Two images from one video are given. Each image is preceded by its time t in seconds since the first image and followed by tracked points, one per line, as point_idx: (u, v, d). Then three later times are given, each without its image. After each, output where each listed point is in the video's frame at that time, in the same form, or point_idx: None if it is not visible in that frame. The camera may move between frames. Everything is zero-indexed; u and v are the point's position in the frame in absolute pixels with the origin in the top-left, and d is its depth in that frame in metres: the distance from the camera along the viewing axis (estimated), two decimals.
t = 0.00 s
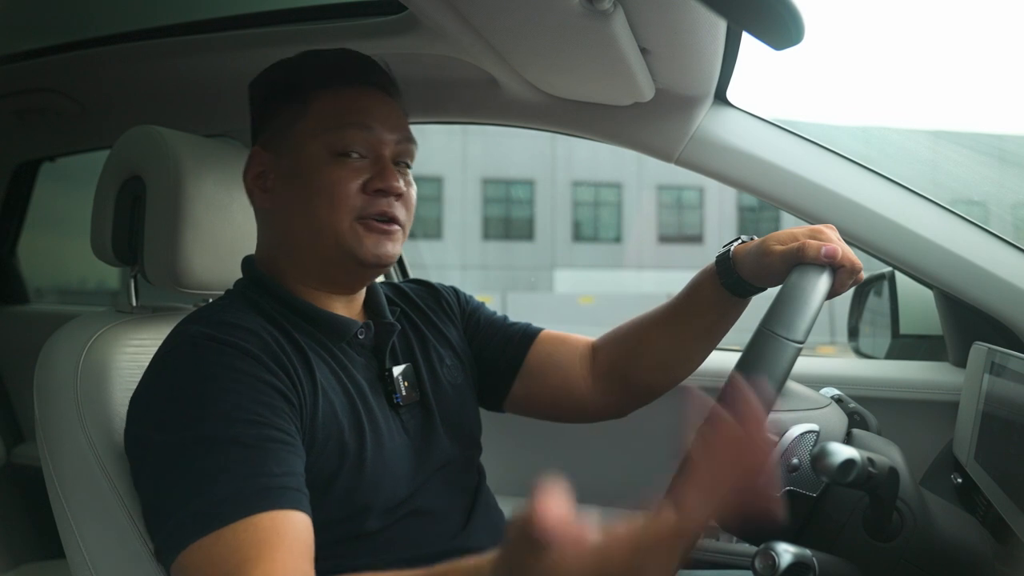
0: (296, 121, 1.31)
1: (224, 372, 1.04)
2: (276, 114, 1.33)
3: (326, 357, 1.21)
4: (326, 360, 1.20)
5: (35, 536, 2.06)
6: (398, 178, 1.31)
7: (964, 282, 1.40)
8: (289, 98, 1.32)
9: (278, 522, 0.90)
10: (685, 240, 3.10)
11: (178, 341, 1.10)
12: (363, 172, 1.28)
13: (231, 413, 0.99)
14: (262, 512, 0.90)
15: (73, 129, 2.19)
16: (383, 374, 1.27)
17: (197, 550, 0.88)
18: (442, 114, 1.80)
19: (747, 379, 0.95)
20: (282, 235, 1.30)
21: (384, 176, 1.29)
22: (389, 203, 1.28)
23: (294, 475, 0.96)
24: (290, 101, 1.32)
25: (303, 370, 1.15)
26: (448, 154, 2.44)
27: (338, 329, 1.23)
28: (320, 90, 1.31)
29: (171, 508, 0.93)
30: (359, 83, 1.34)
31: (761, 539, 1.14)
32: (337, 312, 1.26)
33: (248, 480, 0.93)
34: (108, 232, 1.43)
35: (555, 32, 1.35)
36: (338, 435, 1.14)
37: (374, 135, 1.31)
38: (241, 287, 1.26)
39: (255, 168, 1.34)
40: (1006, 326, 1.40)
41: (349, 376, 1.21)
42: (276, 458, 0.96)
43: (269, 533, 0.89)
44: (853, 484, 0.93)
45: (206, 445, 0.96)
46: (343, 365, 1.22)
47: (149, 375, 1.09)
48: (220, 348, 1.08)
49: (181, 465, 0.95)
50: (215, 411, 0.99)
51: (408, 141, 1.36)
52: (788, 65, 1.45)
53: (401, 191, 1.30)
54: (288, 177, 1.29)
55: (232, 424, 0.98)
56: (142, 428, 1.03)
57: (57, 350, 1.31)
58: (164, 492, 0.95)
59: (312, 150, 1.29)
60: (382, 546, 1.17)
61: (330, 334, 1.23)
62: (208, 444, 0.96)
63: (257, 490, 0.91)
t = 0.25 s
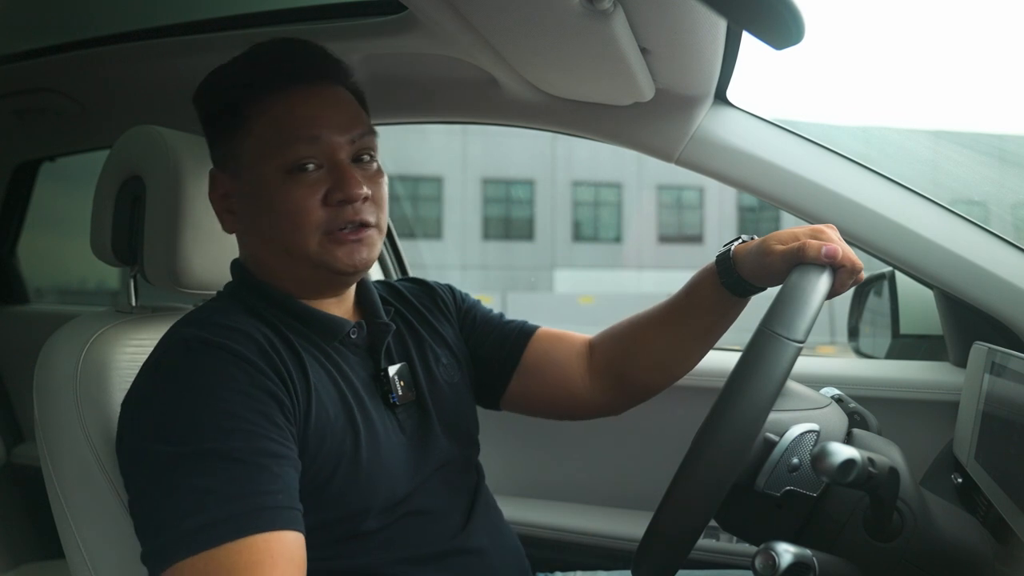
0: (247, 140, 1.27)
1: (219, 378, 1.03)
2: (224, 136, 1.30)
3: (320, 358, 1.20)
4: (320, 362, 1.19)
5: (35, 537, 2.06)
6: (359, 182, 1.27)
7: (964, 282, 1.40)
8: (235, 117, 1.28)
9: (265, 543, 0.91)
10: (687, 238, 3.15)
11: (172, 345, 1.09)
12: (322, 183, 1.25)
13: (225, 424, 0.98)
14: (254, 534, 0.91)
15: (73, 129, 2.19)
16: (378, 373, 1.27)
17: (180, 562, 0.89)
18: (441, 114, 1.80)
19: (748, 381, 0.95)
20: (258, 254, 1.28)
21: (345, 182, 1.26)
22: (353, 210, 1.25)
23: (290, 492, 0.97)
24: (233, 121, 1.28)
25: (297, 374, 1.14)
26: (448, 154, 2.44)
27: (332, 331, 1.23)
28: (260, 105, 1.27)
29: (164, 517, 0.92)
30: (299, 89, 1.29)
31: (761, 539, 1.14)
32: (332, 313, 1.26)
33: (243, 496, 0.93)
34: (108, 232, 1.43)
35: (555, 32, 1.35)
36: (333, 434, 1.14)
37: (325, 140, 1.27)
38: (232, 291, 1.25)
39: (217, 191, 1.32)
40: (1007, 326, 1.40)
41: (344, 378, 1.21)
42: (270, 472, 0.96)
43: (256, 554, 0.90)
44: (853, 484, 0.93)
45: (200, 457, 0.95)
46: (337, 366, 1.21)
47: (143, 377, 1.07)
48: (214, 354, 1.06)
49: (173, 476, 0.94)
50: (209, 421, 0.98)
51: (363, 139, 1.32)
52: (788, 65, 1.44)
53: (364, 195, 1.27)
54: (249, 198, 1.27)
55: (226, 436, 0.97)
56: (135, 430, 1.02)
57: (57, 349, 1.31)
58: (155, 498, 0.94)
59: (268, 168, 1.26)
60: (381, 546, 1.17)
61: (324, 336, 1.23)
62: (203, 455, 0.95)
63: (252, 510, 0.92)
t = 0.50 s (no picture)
0: (235, 144, 1.27)
1: (218, 381, 1.03)
2: (211, 141, 1.29)
3: (317, 360, 1.20)
4: (318, 364, 1.20)
5: (35, 537, 2.06)
6: (348, 182, 1.27)
7: (965, 282, 1.40)
8: (222, 122, 1.27)
9: (265, 544, 0.91)
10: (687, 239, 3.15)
11: (170, 349, 1.09)
12: (311, 184, 1.25)
13: (223, 427, 0.98)
14: (253, 535, 0.90)
15: (73, 129, 2.19)
16: (376, 374, 1.27)
17: (181, 565, 0.88)
18: (441, 115, 1.80)
19: (747, 382, 0.95)
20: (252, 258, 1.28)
21: (335, 183, 1.26)
22: (344, 211, 1.25)
23: (287, 495, 0.96)
24: (219, 126, 1.28)
25: (295, 377, 1.14)
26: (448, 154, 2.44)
27: (330, 333, 1.23)
28: (244, 108, 1.26)
29: (162, 519, 0.92)
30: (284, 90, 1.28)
31: (760, 538, 1.14)
32: (330, 316, 1.26)
33: (241, 500, 0.92)
34: (108, 232, 1.43)
35: (555, 32, 1.35)
36: (330, 436, 1.13)
37: (312, 141, 1.27)
38: (230, 294, 1.25)
39: (209, 195, 1.32)
40: (1007, 326, 1.40)
41: (341, 379, 1.21)
42: (268, 474, 0.96)
43: (254, 555, 0.89)
44: (854, 484, 0.93)
45: (198, 460, 0.95)
46: (335, 368, 1.21)
47: (141, 381, 1.07)
48: (212, 357, 1.07)
49: (171, 478, 0.94)
50: (207, 424, 0.98)
51: (350, 137, 1.32)
52: (788, 66, 1.44)
53: (353, 194, 1.26)
54: (239, 202, 1.26)
55: (224, 438, 0.97)
56: (134, 432, 1.02)
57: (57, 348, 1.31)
58: (154, 500, 0.93)
59: (258, 171, 1.25)
60: (380, 546, 1.17)
61: (322, 338, 1.23)
62: (201, 458, 0.95)
63: (250, 512, 0.91)
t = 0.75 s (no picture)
0: (247, 137, 1.26)
1: (217, 381, 1.03)
2: (222, 133, 1.29)
3: (317, 360, 1.20)
4: (318, 364, 1.20)
5: (35, 537, 2.06)
6: (362, 177, 1.28)
7: (965, 282, 1.40)
8: (235, 115, 1.27)
9: (265, 544, 0.90)
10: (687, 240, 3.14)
11: (169, 350, 1.09)
12: (325, 178, 1.26)
13: (223, 427, 0.98)
14: (253, 535, 0.89)
15: (72, 129, 2.19)
16: (376, 374, 1.27)
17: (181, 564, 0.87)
18: (441, 115, 1.80)
19: (748, 381, 0.95)
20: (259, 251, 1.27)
21: (349, 177, 1.26)
22: (359, 205, 1.26)
23: (286, 495, 0.95)
24: (232, 117, 1.27)
25: (295, 377, 1.14)
26: (448, 154, 2.44)
27: (330, 333, 1.23)
28: (261, 100, 1.26)
29: (163, 518, 0.91)
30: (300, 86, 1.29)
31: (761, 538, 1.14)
32: (331, 316, 1.26)
33: (240, 499, 0.92)
34: (108, 232, 1.43)
35: (555, 32, 1.34)
36: (331, 436, 1.13)
37: (328, 136, 1.28)
38: (230, 293, 1.25)
39: (215, 187, 1.30)
40: (1007, 326, 1.40)
41: (342, 379, 1.21)
42: (267, 474, 0.95)
43: (253, 556, 0.88)
44: (855, 484, 0.93)
45: (198, 460, 0.95)
46: (335, 367, 1.21)
47: (140, 383, 1.07)
48: (210, 358, 1.06)
49: (171, 478, 0.94)
50: (207, 424, 0.98)
51: (364, 135, 1.33)
52: (788, 66, 1.44)
53: (367, 189, 1.27)
54: (251, 194, 1.26)
55: (224, 438, 0.97)
56: (134, 431, 1.02)
57: (58, 348, 1.31)
58: (154, 499, 0.93)
59: (271, 164, 1.25)
60: (381, 547, 1.16)
61: (322, 338, 1.23)
62: (201, 458, 0.95)
63: (249, 511, 0.91)
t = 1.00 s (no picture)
0: (256, 135, 1.26)
1: (217, 381, 1.03)
2: (229, 129, 1.28)
3: (317, 360, 1.20)
4: (318, 364, 1.19)
5: (35, 537, 2.06)
6: (371, 178, 1.28)
7: (966, 282, 1.40)
8: (244, 112, 1.27)
9: (266, 543, 0.89)
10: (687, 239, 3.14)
11: (169, 350, 1.09)
12: (334, 177, 1.26)
13: (222, 427, 0.98)
14: (253, 535, 0.89)
15: (72, 128, 2.19)
16: (377, 374, 1.27)
17: (181, 563, 0.87)
18: (442, 115, 1.80)
19: (748, 382, 0.95)
20: (263, 249, 1.27)
21: (358, 177, 1.27)
22: (367, 205, 1.26)
23: (285, 495, 0.95)
24: (242, 114, 1.27)
25: (295, 377, 1.14)
26: (448, 154, 2.44)
27: (330, 333, 1.23)
28: (272, 98, 1.26)
29: (162, 518, 0.91)
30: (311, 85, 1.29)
31: (762, 537, 1.14)
32: (331, 316, 1.26)
33: (239, 500, 0.91)
34: (108, 232, 1.43)
35: (555, 32, 1.34)
36: (331, 436, 1.13)
37: (338, 136, 1.28)
38: (231, 293, 1.25)
39: (220, 184, 1.30)
40: (1008, 326, 1.40)
41: (342, 379, 1.21)
42: (267, 474, 0.95)
43: (254, 556, 0.88)
44: (855, 484, 0.93)
45: (198, 460, 0.95)
46: (335, 368, 1.21)
47: (140, 383, 1.07)
48: (210, 358, 1.06)
49: (170, 479, 0.93)
50: (207, 424, 0.98)
51: (372, 136, 1.33)
52: (789, 66, 1.44)
53: (376, 189, 1.28)
54: (258, 192, 1.26)
55: (224, 438, 0.97)
56: (134, 430, 1.02)
57: (58, 347, 1.31)
58: (154, 500, 0.93)
59: (280, 163, 1.25)
60: (381, 547, 1.16)
61: (322, 338, 1.22)
62: (200, 458, 0.95)
63: (248, 512, 0.90)
